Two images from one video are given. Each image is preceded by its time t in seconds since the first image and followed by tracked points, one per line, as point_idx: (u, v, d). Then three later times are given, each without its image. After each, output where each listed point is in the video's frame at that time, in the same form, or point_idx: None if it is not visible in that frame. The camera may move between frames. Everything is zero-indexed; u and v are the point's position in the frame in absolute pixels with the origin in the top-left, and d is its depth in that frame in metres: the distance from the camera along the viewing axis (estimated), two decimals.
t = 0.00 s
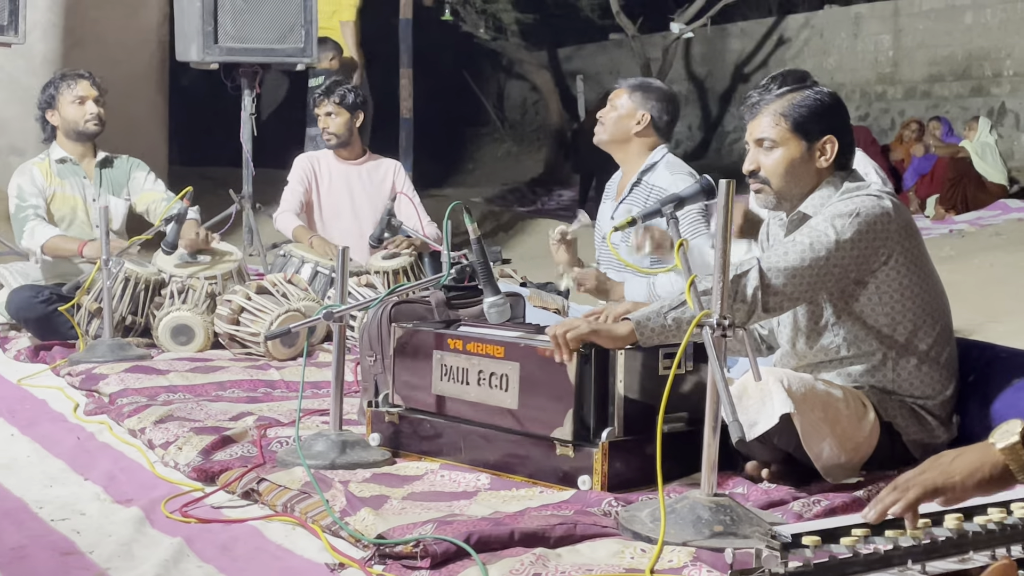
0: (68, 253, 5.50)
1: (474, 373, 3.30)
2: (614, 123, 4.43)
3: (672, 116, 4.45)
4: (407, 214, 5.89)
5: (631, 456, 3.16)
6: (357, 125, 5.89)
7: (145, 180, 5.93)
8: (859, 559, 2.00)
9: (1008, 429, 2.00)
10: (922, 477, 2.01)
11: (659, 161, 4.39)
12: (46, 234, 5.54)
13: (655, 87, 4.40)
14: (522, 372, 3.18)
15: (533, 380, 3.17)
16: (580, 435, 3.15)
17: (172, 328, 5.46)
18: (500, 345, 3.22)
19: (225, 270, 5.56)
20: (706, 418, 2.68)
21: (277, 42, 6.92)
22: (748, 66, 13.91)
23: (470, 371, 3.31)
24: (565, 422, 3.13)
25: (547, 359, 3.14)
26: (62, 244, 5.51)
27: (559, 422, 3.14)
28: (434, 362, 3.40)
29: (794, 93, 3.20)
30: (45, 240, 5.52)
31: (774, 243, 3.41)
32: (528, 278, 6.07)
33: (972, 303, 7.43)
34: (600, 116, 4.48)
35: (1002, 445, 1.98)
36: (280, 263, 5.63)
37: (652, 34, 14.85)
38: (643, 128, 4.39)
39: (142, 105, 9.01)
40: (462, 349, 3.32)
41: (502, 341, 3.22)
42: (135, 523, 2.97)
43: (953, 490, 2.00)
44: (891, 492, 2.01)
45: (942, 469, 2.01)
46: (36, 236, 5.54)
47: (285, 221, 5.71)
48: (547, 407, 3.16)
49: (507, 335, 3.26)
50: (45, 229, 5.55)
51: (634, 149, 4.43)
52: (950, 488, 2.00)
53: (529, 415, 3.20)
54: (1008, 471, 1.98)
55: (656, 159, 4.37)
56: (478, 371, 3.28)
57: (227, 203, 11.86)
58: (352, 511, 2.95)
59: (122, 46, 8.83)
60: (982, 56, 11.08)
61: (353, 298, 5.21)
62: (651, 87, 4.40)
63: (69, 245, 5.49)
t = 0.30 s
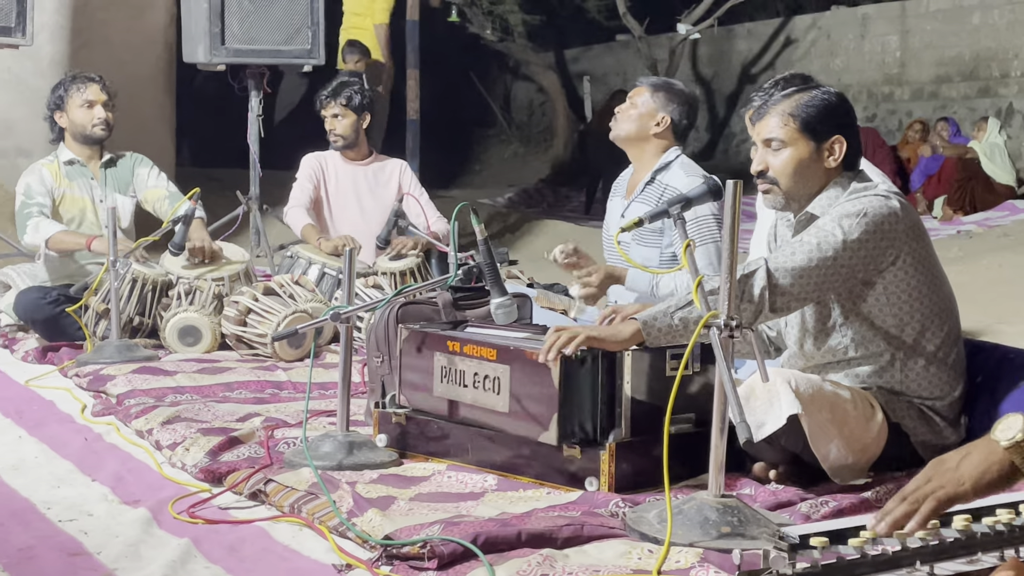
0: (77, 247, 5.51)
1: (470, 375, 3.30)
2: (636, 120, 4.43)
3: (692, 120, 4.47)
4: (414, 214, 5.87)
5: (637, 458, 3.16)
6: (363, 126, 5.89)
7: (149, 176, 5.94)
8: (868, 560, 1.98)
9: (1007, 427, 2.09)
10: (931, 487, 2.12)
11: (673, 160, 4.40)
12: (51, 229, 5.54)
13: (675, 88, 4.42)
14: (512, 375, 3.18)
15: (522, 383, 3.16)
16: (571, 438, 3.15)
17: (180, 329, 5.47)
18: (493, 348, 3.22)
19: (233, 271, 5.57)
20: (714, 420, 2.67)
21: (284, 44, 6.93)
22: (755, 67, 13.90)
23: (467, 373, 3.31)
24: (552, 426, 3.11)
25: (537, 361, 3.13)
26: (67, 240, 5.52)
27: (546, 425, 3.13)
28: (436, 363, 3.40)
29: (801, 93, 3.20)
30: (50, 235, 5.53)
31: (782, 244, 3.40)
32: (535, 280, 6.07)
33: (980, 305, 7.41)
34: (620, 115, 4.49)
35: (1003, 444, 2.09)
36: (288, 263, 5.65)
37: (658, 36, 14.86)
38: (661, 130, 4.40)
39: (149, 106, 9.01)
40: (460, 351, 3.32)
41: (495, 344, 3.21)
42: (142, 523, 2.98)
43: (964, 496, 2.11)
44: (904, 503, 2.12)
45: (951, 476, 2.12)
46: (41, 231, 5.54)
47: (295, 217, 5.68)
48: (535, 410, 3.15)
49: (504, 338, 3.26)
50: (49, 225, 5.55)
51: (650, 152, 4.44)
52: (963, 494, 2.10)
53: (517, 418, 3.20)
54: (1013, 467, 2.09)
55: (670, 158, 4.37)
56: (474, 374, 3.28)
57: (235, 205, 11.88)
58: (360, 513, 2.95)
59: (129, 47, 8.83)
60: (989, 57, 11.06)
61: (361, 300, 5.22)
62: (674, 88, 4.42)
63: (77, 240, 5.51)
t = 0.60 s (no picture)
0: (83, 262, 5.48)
1: (489, 375, 3.29)
2: (650, 121, 4.43)
3: (705, 120, 4.48)
4: (419, 216, 5.88)
5: (642, 459, 3.16)
6: (367, 127, 5.90)
7: (156, 180, 5.97)
8: (872, 561, 1.98)
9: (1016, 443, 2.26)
10: (941, 490, 2.16)
11: (684, 160, 4.40)
12: (61, 241, 5.53)
13: (688, 87, 4.41)
14: (537, 374, 3.18)
15: (547, 381, 3.16)
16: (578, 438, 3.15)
17: (185, 331, 5.47)
18: (514, 347, 3.21)
19: (238, 272, 5.57)
20: (719, 420, 2.67)
21: (288, 45, 6.94)
22: (760, 68, 13.90)
23: (484, 373, 3.30)
24: (582, 422, 3.12)
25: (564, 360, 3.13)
26: (75, 253, 5.49)
27: (577, 422, 3.14)
28: (448, 363, 3.40)
29: (806, 94, 3.20)
30: (59, 248, 5.51)
31: (786, 245, 3.40)
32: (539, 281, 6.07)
33: (985, 306, 7.39)
34: (632, 116, 4.49)
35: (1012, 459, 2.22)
36: (292, 264, 5.66)
37: (663, 36, 14.87)
38: (678, 131, 4.41)
39: (154, 107, 9.02)
40: (476, 350, 3.31)
41: (515, 342, 3.21)
42: (147, 525, 2.98)
43: (972, 501, 2.17)
44: (912, 504, 2.13)
45: (961, 483, 2.18)
46: (52, 242, 5.54)
47: (299, 221, 5.71)
48: (562, 407, 3.16)
49: (520, 337, 3.26)
50: (60, 235, 5.55)
51: (660, 155, 4.45)
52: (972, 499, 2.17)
53: (545, 417, 3.20)
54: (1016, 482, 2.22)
55: (680, 159, 4.38)
56: (492, 373, 3.28)
57: (240, 206, 11.90)
58: (365, 513, 2.95)
59: (134, 48, 8.83)
60: (994, 57, 11.04)
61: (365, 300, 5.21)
62: (687, 89, 4.42)
63: (83, 255, 5.47)
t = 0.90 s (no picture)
0: (88, 262, 5.48)
1: (479, 377, 3.29)
2: (655, 122, 4.42)
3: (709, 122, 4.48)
4: (422, 217, 5.89)
5: (645, 459, 3.16)
6: (369, 129, 5.91)
7: (160, 184, 6.00)
8: (875, 562, 2.00)
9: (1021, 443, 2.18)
10: (943, 491, 2.10)
11: (687, 162, 4.41)
12: (64, 241, 5.52)
13: (694, 88, 4.42)
14: (522, 377, 3.17)
15: (533, 384, 3.16)
16: (581, 439, 3.15)
17: (188, 332, 5.47)
18: (503, 349, 3.21)
19: (240, 274, 5.57)
20: (721, 421, 2.67)
21: (290, 46, 6.94)
22: (762, 69, 13.91)
23: (476, 375, 3.30)
24: (562, 427, 3.11)
25: (548, 363, 3.13)
26: (79, 253, 5.49)
27: (556, 427, 3.12)
28: (443, 365, 3.40)
29: (807, 95, 3.19)
30: (63, 247, 5.51)
31: (789, 247, 3.40)
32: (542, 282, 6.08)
33: (989, 307, 7.38)
34: (638, 117, 4.49)
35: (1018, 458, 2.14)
36: (295, 266, 5.66)
37: (666, 37, 14.87)
38: (686, 133, 4.43)
39: (157, 109, 9.03)
40: (469, 353, 3.31)
41: (504, 345, 3.21)
42: (150, 526, 2.98)
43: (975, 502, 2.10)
44: (913, 503, 2.08)
45: (964, 483, 2.11)
46: (55, 241, 5.53)
47: (306, 224, 5.69)
48: (547, 411, 3.14)
49: (514, 340, 3.25)
50: (64, 235, 5.55)
51: (665, 156, 4.46)
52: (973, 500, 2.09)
53: (530, 420, 3.19)
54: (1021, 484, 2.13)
55: (684, 161, 4.38)
56: (483, 375, 3.28)
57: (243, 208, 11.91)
58: (367, 515, 2.95)
59: (136, 51, 8.83)
60: (997, 58, 11.04)
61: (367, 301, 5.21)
62: (693, 90, 4.42)
63: (87, 255, 5.47)
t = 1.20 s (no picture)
0: (86, 261, 5.51)
1: (487, 378, 3.29)
2: (657, 124, 4.42)
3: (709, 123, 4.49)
4: (423, 218, 5.88)
5: (646, 461, 3.16)
6: (370, 130, 5.91)
7: (162, 179, 5.97)
8: (875, 564, 1.99)
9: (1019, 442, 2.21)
10: (944, 493, 2.13)
11: (687, 162, 4.40)
12: (62, 241, 5.55)
13: (695, 91, 4.43)
14: (533, 378, 3.18)
15: (543, 384, 3.16)
16: (593, 440, 3.15)
17: (189, 333, 5.48)
18: (512, 350, 3.22)
19: (241, 275, 5.58)
20: (723, 423, 2.67)
21: (291, 48, 6.94)
22: (764, 70, 13.91)
23: (483, 376, 3.30)
24: (576, 427, 3.12)
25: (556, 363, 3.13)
26: (78, 252, 5.52)
27: (570, 427, 3.13)
28: (449, 365, 3.40)
29: (808, 96, 3.19)
30: (60, 247, 5.54)
31: (790, 248, 3.39)
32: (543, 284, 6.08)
33: (990, 309, 7.37)
34: (639, 116, 4.49)
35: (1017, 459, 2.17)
36: (296, 267, 5.66)
37: (668, 39, 14.88)
38: (686, 136, 4.44)
39: (159, 110, 9.03)
40: (475, 354, 3.31)
41: (513, 346, 3.21)
42: (151, 527, 2.98)
43: (976, 504, 2.13)
44: (915, 509, 2.12)
45: (964, 485, 2.14)
46: (52, 240, 5.57)
47: (299, 222, 5.72)
48: (557, 411, 3.15)
49: (518, 340, 3.26)
50: (60, 234, 5.57)
51: (665, 157, 4.46)
52: (974, 503, 2.13)
53: (542, 420, 3.19)
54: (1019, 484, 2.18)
55: (684, 162, 4.38)
56: (491, 376, 3.28)
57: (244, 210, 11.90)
58: (368, 516, 2.95)
59: (137, 52, 8.83)
60: (998, 59, 11.03)
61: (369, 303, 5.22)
62: (691, 92, 4.43)
63: (86, 254, 5.51)
